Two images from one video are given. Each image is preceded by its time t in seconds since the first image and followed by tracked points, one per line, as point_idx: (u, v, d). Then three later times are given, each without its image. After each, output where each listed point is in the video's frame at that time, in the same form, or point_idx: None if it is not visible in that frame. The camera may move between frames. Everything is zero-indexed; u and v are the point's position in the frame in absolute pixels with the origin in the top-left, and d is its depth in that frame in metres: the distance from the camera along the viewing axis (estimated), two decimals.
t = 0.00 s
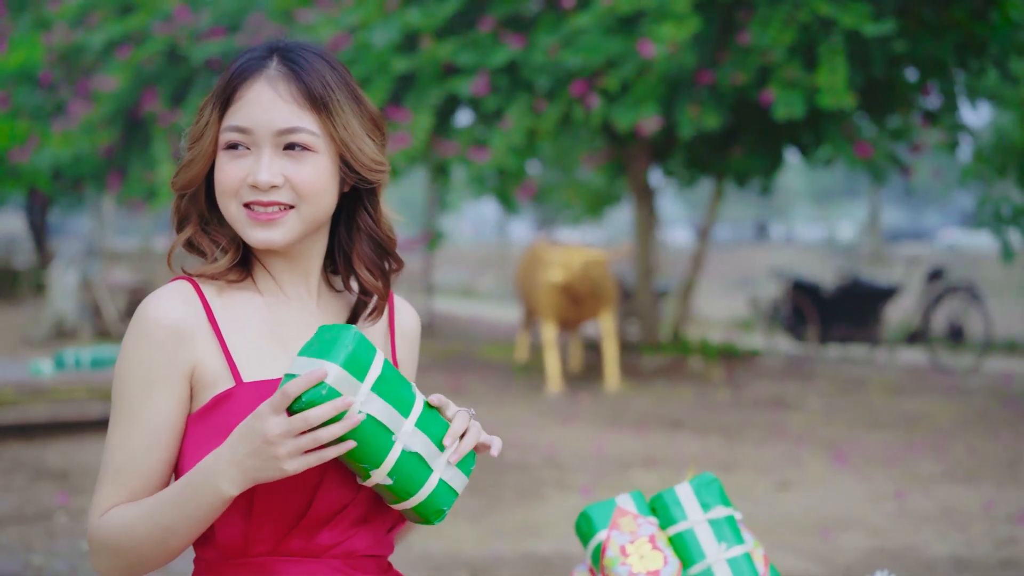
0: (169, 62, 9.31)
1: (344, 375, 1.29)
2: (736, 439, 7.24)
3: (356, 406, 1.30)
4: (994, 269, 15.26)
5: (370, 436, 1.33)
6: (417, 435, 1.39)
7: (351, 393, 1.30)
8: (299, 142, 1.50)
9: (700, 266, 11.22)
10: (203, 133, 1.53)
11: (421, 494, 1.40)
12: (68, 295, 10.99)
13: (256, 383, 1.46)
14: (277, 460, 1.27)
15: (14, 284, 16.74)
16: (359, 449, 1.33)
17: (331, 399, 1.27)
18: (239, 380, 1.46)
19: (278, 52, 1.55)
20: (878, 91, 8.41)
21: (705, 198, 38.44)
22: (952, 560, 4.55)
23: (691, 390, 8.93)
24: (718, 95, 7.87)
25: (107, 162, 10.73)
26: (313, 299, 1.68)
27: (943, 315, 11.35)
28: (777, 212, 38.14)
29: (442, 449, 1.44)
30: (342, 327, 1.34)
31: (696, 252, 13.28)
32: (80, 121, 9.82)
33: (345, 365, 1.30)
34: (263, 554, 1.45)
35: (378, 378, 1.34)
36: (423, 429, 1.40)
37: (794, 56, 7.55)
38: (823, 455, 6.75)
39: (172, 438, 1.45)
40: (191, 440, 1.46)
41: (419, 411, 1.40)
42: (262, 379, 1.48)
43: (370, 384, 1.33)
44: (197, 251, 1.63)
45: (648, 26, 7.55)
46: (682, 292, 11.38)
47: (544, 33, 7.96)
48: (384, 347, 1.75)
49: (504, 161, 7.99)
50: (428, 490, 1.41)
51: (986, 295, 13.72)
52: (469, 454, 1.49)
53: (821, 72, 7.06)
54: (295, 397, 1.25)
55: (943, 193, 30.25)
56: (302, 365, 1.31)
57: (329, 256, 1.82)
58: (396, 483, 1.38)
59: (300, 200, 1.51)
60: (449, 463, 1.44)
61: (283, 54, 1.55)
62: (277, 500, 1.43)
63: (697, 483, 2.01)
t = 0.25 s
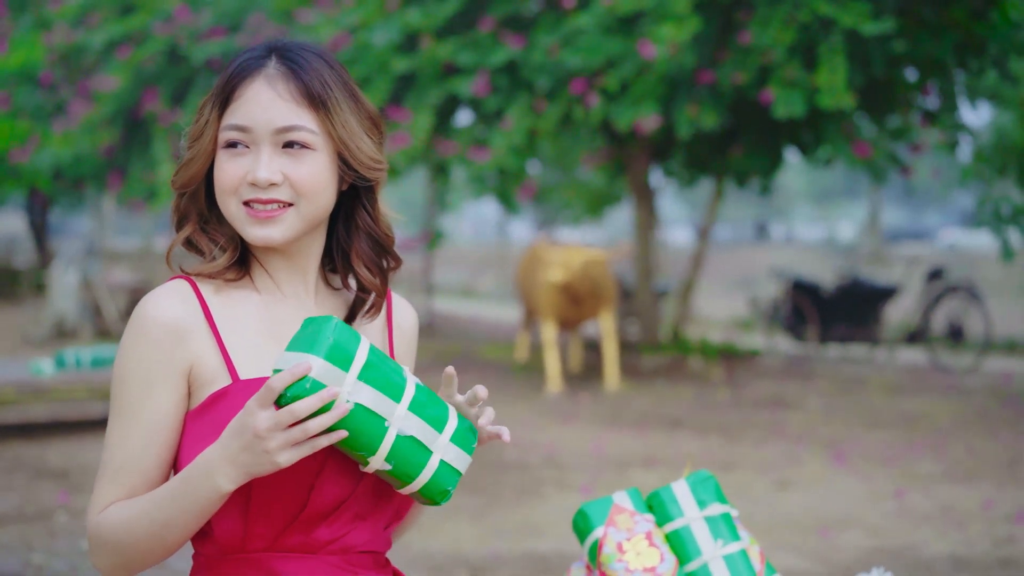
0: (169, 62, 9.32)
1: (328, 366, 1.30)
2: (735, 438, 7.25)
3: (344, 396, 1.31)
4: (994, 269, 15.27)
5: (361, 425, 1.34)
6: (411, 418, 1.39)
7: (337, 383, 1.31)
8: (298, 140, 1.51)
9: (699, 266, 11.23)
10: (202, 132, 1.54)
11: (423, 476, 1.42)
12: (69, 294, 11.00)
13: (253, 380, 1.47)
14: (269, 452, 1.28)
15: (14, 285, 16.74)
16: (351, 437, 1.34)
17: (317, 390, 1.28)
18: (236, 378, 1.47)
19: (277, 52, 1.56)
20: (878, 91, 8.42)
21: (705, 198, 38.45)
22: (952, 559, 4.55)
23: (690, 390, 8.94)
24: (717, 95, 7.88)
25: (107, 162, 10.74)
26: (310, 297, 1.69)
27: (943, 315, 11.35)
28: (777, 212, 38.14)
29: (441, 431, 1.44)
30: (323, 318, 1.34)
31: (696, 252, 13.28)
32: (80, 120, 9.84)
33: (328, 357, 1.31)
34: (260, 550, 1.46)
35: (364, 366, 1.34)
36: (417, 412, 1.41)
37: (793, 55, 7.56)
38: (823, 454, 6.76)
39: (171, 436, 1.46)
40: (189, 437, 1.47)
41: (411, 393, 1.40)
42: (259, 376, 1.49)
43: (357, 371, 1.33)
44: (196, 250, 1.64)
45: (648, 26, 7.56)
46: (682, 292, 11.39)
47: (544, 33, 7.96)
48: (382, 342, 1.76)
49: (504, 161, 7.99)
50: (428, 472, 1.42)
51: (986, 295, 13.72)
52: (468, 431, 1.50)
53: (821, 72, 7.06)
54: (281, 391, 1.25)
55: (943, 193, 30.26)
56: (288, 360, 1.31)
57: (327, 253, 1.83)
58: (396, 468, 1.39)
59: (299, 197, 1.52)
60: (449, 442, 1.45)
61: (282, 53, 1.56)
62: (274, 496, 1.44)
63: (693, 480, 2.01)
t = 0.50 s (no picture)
0: (170, 62, 9.34)
1: (315, 366, 1.31)
2: (735, 438, 7.26)
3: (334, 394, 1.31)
4: (994, 269, 15.26)
5: (354, 422, 1.34)
6: (405, 411, 1.40)
7: (326, 382, 1.32)
8: (299, 140, 1.52)
9: (700, 266, 11.23)
10: (203, 131, 1.55)
11: (422, 466, 1.43)
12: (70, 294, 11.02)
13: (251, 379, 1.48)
14: (266, 455, 1.29)
15: (15, 284, 16.77)
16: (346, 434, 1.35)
17: (309, 392, 1.29)
18: (235, 377, 1.48)
19: (277, 53, 1.58)
20: (877, 91, 8.43)
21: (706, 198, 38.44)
22: (951, 558, 4.56)
23: (690, 390, 8.95)
24: (717, 95, 7.89)
25: (108, 161, 10.76)
26: (309, 296, 1.70)
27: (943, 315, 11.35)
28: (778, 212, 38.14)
29: (437, 421, 1.45)
30: (311, 318, 1.35)
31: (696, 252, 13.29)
32: (81, 120, 9.86)
33: (316, 357, 1.31)
34: (260, 547, 1.47)
35: (353, 363, 1.35)
36: (411, 404, 1.41)
37: (794, 55, 7.56)
38: (823, 454, 6.76)
39: (169, 435, 1.47)
40: (188, 436, 1.48)
41: (404, 387, 1.40)
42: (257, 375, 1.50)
43: (346, 368, 1.34)
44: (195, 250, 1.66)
45: (648, 27, 7.57)
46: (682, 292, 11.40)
47: (545, 33, 7.97)
48: (380, 339, 1.77)
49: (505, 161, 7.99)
50: (427, 462, 1.43)
51: (986, 295, 13.72)
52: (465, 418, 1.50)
53: (821, 72, 7.07)
54: (272, 394, 1.26)
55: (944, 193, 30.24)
56: (278, 362, 1.33)
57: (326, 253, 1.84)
58: (394, 460, 1.40)
59: (300, 197, 1.53)
60: (445, 431, 1.45)
61: (283, 54, 1.57)
62: (273, 494, 1.45)
63: (690, 479, 2.02)
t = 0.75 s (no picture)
0: (172, 62, 9.37)
1: (314, 371, 1.31)
2: (735, 437, 7.27)
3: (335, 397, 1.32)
4: (995, 269, 15.26)
5: (355, 421, 1.36)
6: (404, 405, 1.41)
7: (325, 386, 1.32)
8: (305, 139, 1.54)
9: (701, 266, 11.25)
10: (209, 129, 1.56)
11: (424, 456, 1.45)
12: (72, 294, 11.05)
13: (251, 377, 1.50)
14: (267, 456, 1.30)
15: (18, 284, 16.81)
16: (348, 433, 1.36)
17: (307, 396, 1.29)
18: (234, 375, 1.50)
19: (283, 53, 1.60)
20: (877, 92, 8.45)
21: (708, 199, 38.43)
22: (950, 558, 4.57)
23: (691, 389, 8.96)
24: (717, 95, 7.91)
25: (110, 161, 10.78)
26: (308, 295, 1.72)
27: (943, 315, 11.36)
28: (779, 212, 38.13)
29: (436, 413, 1.46)
30: (305, 320, 1.34)
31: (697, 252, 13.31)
32: (84, 121, 9.90)
33: (314, 362, 1.31)
34: (260, 544, 1.49)
35: (350, 363, 1.35)
36: (409, 398, 1.42)
37: (795, 55, 7.57)
38: (823, 454, 6.77)
39: (169, 434, 1.49)
40: (187, 434, 1.49)
41: (402, 382, 1.41)
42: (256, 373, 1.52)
43: (345, 369, 1.34)
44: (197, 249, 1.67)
45: (649, 27, 7.59)
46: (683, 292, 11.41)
47: (546, 33, 7.98)
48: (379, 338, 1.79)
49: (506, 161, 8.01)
50: (429, 452, 1.45)
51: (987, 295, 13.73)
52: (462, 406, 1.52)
53: (822, 73, 7.08)
54: (272, 401, 1.27)
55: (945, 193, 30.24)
56: (275, 367, 1.33)
57: (326, 252, 1.85)
58: (396, 454, 1.42)
59: (305, 196, 1.54)
60: (445, 421, 1.47)
61: (289, 54, 1.59)
62: (273, 492, 1.47)
63: (689, 477, 2.03)
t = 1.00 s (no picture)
0: (175, 63, 9.40)
1: (318, 380, 1.31)
2: (736, 437, 7.28)
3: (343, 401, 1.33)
4: (998, 269, 15.25)
5: (364, 420, 1.37)
6: (410, 396, 1.42)
7: (331, 392, 1.33)
8: (314, 140, 1.56)
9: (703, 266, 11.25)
10: (217, 125, 1.56)
11: (434, 440, 1.47)
12: (75, 294, 11.08)
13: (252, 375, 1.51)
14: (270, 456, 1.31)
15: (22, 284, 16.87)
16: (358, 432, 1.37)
17: (316, 405, 1.31)
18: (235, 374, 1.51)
19: (294, 53, 1.61)
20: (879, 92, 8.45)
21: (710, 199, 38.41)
22: (950, 557, 4.58)
23: (692, 389, 8.97)
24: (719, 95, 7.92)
25: (113, 161, 10.81)
26: (309, 293, 1.73)
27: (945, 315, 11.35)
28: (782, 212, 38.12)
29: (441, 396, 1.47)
30: (304, 327, 1.34)
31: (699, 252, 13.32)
32: (87, 121, 9.96)
33: (317, 370, 1.31)
34: (262, 541, 1.50)
35: (354, 365, 1.35)
36: (414, 387, 1.43)
37: (797, 55, 7.58)
38: (824, 453, 6.78)
39: (170, 432, 1.50)
40: (188, 432, 1.50)
41: (406, 373, 1.42)
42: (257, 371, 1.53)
43: (349, 372, 1.35)
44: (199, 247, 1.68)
45: (651, 28, 7.60)
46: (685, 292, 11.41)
47: (548, 33, 7.98)
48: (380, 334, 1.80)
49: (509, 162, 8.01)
50: (438, 435, 1.47)
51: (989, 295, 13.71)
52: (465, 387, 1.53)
53: (824, 73, 7.08)
54: (281, 414, 1.28)
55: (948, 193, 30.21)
56: (278, 379, 1.32)
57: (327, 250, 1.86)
58: (406, 443, 1.44)
59: (312, 195, 1.55)
60: (451, 402, 1.48)
61: (299, 56, 1.61)
62: (274, 489, 1.48)
63: (688, 475, 2.04)
